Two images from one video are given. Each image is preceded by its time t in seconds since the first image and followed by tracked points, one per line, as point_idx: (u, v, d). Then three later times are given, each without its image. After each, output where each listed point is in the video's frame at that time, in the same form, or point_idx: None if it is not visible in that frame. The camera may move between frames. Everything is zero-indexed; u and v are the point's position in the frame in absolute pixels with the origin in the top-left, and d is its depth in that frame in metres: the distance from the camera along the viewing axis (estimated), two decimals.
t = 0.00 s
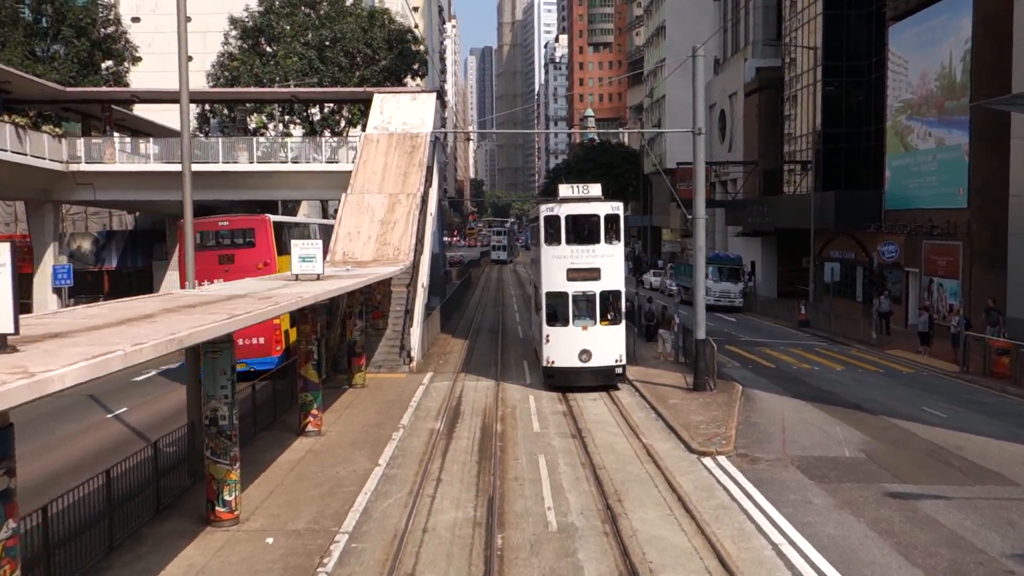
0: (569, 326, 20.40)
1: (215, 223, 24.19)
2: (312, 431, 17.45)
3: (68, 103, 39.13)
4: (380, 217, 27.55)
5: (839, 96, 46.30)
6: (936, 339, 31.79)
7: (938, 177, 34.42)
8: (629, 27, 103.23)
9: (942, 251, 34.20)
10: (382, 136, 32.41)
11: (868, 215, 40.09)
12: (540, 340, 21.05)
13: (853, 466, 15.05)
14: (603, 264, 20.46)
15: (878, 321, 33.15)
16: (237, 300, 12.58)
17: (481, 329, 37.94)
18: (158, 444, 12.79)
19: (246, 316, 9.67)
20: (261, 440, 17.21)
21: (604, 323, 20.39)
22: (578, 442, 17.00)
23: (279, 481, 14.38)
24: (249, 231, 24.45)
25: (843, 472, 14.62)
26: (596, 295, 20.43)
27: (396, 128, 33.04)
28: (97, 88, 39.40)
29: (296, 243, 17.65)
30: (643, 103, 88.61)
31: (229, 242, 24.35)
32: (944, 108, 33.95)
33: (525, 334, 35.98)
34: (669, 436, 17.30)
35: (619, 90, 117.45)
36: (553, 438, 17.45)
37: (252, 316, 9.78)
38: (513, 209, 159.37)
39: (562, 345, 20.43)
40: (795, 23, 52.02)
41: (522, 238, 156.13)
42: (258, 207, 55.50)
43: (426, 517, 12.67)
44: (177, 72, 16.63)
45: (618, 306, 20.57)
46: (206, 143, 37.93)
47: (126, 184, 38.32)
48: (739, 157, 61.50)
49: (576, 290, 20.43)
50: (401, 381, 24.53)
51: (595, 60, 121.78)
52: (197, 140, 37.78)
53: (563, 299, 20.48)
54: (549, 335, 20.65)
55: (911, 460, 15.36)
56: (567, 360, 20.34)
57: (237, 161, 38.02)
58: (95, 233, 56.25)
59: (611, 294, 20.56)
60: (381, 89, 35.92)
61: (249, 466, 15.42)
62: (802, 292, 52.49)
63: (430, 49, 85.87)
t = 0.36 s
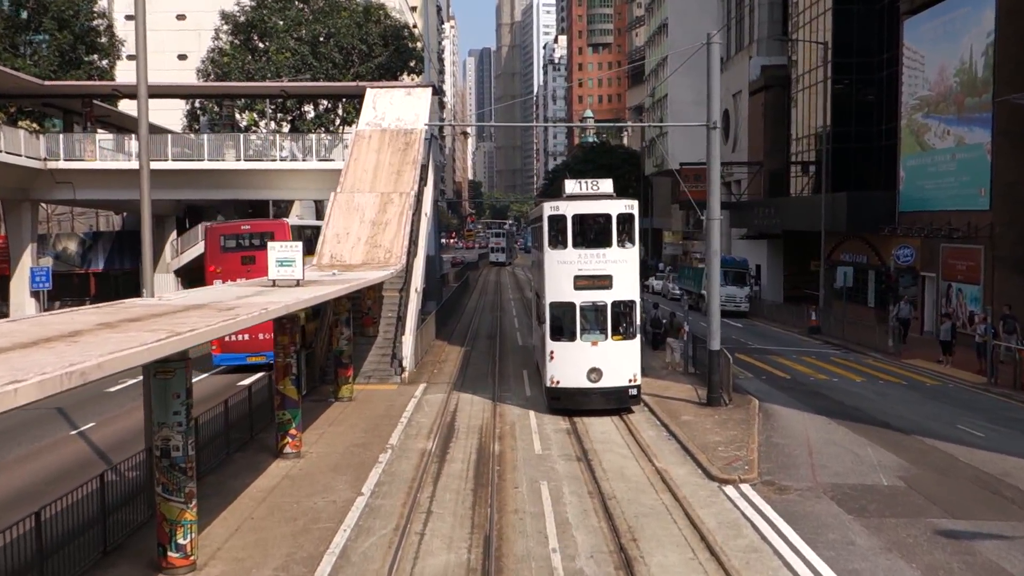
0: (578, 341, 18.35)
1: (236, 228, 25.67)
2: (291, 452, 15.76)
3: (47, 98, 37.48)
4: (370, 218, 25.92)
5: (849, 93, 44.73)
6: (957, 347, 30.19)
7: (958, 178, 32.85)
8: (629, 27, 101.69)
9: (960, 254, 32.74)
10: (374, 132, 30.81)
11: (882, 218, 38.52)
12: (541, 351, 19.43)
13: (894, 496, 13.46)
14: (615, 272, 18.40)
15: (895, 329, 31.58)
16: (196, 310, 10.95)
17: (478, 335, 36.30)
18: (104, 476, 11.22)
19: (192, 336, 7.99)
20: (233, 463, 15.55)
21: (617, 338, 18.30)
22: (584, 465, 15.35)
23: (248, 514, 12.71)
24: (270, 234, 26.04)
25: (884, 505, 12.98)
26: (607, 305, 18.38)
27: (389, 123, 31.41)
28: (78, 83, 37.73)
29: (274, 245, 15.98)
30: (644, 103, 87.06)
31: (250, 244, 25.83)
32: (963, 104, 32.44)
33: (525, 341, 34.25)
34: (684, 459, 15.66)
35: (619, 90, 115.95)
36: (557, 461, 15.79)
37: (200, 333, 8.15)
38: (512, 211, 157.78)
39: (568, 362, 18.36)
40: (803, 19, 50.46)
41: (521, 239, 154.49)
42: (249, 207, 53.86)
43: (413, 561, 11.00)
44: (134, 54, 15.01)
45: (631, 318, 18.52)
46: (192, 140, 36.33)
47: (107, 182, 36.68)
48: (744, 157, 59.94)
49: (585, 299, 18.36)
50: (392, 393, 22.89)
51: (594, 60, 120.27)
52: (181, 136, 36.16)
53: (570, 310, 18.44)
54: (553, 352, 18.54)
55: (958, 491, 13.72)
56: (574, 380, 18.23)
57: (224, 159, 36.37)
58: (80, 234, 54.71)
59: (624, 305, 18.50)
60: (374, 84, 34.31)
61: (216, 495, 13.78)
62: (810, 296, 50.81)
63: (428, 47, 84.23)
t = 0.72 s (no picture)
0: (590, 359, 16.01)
1: (259, 224, 26.57)
2: (267, 476, 14.13)
3: (28, 90, 35.95)
4: (363, 216, 24.30)
5: (863, 91, 43.12)
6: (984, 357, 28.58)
7: (982, 178, 31.18)
8: (633, 25, 100.14)
9: (985, 259, 31.16)
10: (368, 126, 29.23)
11: (900, 219, 36.85)
12: (546, 361, 17.81)
13: (947, 534, 11.80)
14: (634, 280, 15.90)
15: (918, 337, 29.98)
16: (140, 322, 9.30)
17: (478, 340, 34.69)
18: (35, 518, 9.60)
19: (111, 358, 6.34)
20: (201, 488, 13.91)
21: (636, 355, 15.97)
22: (594, 494, 13.70)
23: (209, 554, 11.05)
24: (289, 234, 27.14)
25: (940, 546, 11.33)
26: (625, 318, 15.96)
27: (384, 118, 29.81)
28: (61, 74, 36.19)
29: (247, 244, 14.27)
30: (648, 103, 85.53)
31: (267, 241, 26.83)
32: (989, 100, 30.77)
33: (527, 348, 32.57)
34: (706, 486, 14.01)
35: (622, 90, 114.35)
36: (562, 488, 14.13)
37: (122, 353, 6.52)
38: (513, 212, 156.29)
39: (579, 384, 16.00)
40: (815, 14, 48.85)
41: (522, 240, 152.91)
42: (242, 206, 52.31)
43: None
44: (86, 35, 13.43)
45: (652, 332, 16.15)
46: (178, 134, 34.75)
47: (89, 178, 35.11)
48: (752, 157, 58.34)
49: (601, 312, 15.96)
50: (384, 406, 21.28)
51: (597, 61, 118.82)
52: (166, 129, 34.59)
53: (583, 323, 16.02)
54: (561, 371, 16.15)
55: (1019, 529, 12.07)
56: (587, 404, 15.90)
57: (212, 155, 34.79)
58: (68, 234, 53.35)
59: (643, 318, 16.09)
60: (369, 76, 32.71)
61: (177, 527, 12.15)
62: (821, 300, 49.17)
63: (427, 44, 82.66)
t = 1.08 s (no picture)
0: (608, 382, 13.44)
1: (281, 225, 28.92)
2: (236, 505, 12.59)
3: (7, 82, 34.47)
4: (353, 214, 22.73)
5: (877, 88, 41.54)
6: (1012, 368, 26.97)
7: (1007, 177, 29.61)
8: (636, 24, 98.71)
9: (1010, 262, 29.58)
10: (362, 120, 27.69)
11: (917, 219, 35.25)
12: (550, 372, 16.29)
13: None
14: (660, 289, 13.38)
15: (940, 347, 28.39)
16: (65, 336, 7.78)
17: (476, 346, 33.15)
18: None
19: None
20: (162, 519, 12.39)
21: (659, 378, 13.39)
22: (603, 528, 12.14)
23: None
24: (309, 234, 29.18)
25: None
26: (650, 333, 13.40)
27: (378, 111, 28.28)
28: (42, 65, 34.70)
29: (215, 246, 12.75)
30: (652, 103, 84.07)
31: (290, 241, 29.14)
32: (1015, 96, 29.19)
33: (527, 355, 30.88)
34: (729, 518, 12.46)
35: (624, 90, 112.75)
36: (568, 520, 12.57)
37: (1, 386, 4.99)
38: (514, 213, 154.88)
39: (592, 411, 13.39)
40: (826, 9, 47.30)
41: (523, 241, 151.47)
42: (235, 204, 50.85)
43: None
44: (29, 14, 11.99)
45: (681, 353, 13.56)
46: (162, 128, 33.24)
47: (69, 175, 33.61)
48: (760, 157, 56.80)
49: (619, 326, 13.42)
50: (374, 419, 19.74)
51: (599, 60, 117.38)
52: (150, 123, 33.09)
53: (601, 337, 13.46)
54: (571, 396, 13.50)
55: None
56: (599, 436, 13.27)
57: (199, 150, 33.26)
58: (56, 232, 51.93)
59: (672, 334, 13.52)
60: (364, 68, 31.16)
61: (128, 567, 10.63)
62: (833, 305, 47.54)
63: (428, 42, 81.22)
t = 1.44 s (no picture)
0: (629, 418, 10.81)
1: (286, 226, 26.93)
2: (195, 543, 11.04)
3: None
4: (339, 214, 21.18)
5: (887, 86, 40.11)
6: None
7: None
8: (636, 25, 97.30)
9: None
10: (351, 115, 26.19)
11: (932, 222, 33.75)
12: (552, 389, 14.75)
13: None
14: (696, 303, 10.68)
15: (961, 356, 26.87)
16: None
17: (472, 353, 31.64)
18: None
19: None
20: (109, 559, 10.85)
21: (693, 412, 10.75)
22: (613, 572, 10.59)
23: None
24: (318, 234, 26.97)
25: None
26: (682, 357, 10.74)
27: (369, 105, 26.79)
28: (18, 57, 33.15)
29: (173, 249, 11.24)
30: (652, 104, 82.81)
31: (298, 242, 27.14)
32: None
33: (525, 365, 29.29)
34: (756, 559, 10.92)
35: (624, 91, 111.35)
36: (573, 560, 11.02)
37: None
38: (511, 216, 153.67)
39: (610, 454, 10.77)
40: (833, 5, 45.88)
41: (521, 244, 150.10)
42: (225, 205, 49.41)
43: None
44: None
45: (722, 382, 10.89)
46: (143, 124, 31.70)
47: (46, 171, 32.05)
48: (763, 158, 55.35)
49: (643, 347, 10.73)
50: (359, 435, 18.19)
51: (598, 62, 116.26)
52: (130, 118, 31.53)
53: (621, 361, 10.80)
54: (585, 433, 10.90)
55: None
56: (621, 484, 10.72)
57: (181, 147, 31.70)
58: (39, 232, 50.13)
59: (710, 360, 10.84)
60: (354, 62, 29.66)
61: None
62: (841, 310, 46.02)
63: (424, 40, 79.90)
